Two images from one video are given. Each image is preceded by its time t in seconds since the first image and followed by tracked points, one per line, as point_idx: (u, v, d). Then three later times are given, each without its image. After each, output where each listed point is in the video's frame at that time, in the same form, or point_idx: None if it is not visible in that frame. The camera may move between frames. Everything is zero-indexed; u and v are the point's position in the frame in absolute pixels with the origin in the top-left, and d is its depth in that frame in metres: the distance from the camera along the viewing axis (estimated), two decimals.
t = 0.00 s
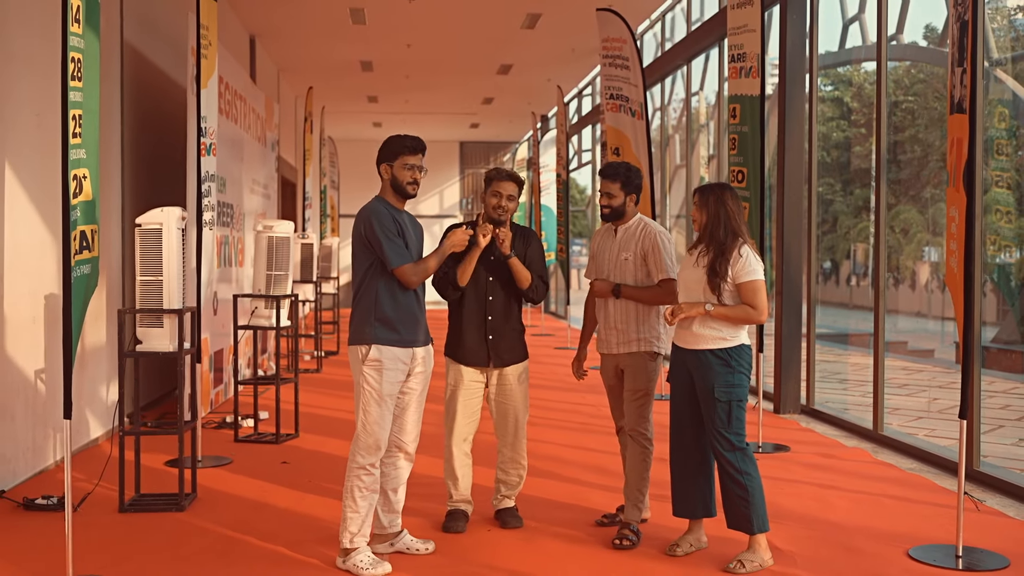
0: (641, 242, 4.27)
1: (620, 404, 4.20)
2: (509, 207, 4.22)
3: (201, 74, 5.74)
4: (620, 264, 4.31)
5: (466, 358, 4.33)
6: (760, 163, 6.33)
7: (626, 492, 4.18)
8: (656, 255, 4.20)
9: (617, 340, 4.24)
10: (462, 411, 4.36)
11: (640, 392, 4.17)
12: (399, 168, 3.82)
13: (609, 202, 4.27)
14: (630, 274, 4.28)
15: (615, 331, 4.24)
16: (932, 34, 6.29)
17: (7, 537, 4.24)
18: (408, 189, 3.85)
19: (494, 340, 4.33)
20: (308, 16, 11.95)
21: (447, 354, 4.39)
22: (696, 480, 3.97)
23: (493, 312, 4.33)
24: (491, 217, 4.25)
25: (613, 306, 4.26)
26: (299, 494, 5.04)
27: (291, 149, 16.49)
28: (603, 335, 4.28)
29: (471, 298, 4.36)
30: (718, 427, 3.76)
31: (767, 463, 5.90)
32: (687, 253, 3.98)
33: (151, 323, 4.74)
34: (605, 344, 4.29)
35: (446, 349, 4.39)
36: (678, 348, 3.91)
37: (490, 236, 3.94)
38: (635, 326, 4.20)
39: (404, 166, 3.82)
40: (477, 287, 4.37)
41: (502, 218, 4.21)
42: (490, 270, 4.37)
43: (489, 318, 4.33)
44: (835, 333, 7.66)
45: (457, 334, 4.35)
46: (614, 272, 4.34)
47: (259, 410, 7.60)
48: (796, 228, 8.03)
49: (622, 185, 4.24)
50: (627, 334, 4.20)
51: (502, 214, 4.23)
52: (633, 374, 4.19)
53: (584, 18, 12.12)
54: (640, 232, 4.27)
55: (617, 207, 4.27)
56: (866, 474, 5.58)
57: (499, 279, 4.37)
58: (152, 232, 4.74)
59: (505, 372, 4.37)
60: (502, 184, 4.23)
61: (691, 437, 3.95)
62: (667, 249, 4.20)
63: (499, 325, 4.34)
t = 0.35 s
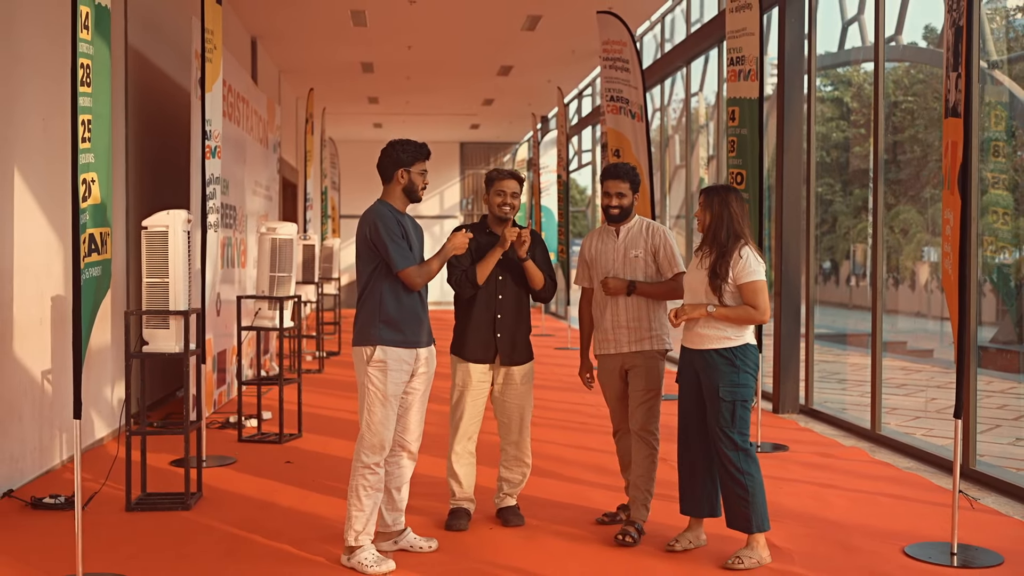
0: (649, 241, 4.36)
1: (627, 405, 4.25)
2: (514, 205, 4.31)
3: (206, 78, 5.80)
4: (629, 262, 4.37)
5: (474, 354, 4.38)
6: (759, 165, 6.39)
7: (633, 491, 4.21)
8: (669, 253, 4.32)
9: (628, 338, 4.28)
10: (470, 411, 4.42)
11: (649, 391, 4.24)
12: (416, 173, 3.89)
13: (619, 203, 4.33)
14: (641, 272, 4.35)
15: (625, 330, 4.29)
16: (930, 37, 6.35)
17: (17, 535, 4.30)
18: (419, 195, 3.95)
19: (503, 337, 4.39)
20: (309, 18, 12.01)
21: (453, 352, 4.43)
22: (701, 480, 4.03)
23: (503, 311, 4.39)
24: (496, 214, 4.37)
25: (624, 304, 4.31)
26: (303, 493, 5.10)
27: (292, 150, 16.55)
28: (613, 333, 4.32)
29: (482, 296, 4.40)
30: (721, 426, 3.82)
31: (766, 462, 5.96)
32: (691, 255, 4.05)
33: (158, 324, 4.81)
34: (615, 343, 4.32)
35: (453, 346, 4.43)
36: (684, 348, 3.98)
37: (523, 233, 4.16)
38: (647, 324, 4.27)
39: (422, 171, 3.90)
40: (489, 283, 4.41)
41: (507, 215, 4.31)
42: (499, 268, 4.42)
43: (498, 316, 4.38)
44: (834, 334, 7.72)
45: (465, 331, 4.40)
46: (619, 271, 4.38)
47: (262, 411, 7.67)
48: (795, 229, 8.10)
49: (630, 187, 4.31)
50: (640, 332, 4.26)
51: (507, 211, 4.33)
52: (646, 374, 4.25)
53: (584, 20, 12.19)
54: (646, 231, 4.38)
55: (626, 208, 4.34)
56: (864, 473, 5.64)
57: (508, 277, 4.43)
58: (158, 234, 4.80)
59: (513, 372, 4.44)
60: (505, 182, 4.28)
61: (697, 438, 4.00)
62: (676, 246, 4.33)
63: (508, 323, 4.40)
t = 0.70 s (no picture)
0: (648, 241, 4.43)
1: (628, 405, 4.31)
2: (509, 202, 4.38)
3: (209, 80, 5.85)
4: (629, 263, 4.43)
5: (479, 354, 4.46)
6: (756, 166, 6.44)
7: (632, 491, 4.25)
8: (669, 253, 4.39)
9: (630, 338, 4.34)
10: (473, 410, 4.49)
11: (649, 391, 4.29)
12: (415, 175, 3.96)
13: (617, 204, 4.37)
14: (641, 272, 4.41)
15: (627, 329, 4.34)
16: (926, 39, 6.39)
17: (22, 533, 4.36)
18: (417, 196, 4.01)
19: (507, 335, 4.45)
20: (309, 19, 12.07)
21: (458, 352, 4.50)
22: (704, 480, 4.08)
23: (506, 309, 4.45)
24: (491, 212, 4.44)
25: (625, 305, 4.36)
26: (304, 491, 5.16)
27: (292, 151, 16.61)
28: (613, 333, 4.37)
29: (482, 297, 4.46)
30: (722, 424, 3.90)
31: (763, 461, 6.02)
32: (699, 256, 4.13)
33: (161, 324, 4.87)
34: (617, 343, 4.37)
35: (459, 347, 4.50)
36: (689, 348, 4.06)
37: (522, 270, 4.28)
38: (648, 323, 4.33)
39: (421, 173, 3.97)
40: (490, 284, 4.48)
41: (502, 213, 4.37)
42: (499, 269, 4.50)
43: (502, 314, 4.44)
44: (831, 334, 7.78)
45: (469, 332, 4.47)
46: (619, 272, 4.44)
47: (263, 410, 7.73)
48: (793, 230, 8.17)
49: (626, 187, 4.36)
50: (641, 332, 4.32)
51: (502, 209, 4.40)
52: (646, 374, 4.31)
53: (583, 21, 12.25)
54: (644, 231, 4.45)
55: (623, 209, 4.38)
56: (860, 472, 5.70)
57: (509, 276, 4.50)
58: (161, 236, 4.86)
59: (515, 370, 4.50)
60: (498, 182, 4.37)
61: (700, 437, 4.07)
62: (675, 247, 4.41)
63: (512, 321, 4.46)
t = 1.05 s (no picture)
0: (644, 242, 4.50)
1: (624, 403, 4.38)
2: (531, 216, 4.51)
3: (210, 82, 5.91)
4: (624, 263, 4.49)
5: (474, 355, 4.53)
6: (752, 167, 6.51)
7: (627, 487, 4.35)
8: (665, 253, 4.46)
9: (626, 337, 4.41)
10: (468, 409, 4.55)
11: (645, 389, 4.36)
12: (405, 176, 4.02)
13: (612, 205, 4.44)
14: (637, 272, 4.48)
15: (622, 328, 4.41)
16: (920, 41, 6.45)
17: (27, 529, 4.43)
18: (411, 197, 4.04)
19: (501, 339, 4.54)
20: (309, 21, 12.14)
21: (454, 353, 4.57)
22: (703, 479, 4.15)
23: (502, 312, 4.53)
24: (511, 221, 4.53)
25: (621, 305, 4.42)
26: (304, 488, 5.23)
27: (292, 152, 16.68)
28: (610, 333, 4.44)
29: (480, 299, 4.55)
30: (721, 424, 3.97)
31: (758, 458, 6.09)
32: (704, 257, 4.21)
33: (163, 324, 4.94)
34: (613, 343, 4.44)
35: (454, 348, 4.57)
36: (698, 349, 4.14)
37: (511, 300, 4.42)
38: (643, 323, 4.40)
39: (409, 174, 4.02)
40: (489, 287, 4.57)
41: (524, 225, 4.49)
42: (500, 272, 4.58)
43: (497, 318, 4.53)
44: (827, 333, 7.85)
45: (465, 333, 4.55)
46: (615, 273, 4.51)
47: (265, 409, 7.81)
48: (788, 230, 8.24)
49: (621, 188, 4.42)
50: (636, 331, 4.39)
51: (524, 222, 4.51)
52: (641, 372, 4.37)
53: (581, 23, 12.32)
54: (640, 232, 4.52)
55: (619, 210, 4.46)
56: (854, 469, 5.77)
57: (508, 281, 4.59)
58: (163, 237, 4.93)
59: (510, 370, 4.57)
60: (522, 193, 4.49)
61: (701, 436, 4.14)
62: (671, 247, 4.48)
63: (507, 326, 4.54)
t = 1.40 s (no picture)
0: (636, 243, 4.58)
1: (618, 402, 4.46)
2: (506, 205, 4.55)
3: (211, 85, 5.98)
4: (616, 264, 4.58)
5: (477, 351, 4.62)
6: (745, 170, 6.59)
7: (621, 484, 4.42)
8: (656, 254, 4.53)
9: (618, 337, 4.49)
10: (470, 405, 4.64)
11: (640, 388, 4.44)
12: (403, 178, 4.10)
13: (604, 207, 4.53)
14: (628, 273, 4.55)
15: (614, 329, 4.49)
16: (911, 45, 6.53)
17: (31, 525, 4.51)
18: (409, 200, 4.12)
19: (505, 335, 4.62)
20: (308, 22, 12.21)
21: (457, 351, 4.66)
22: (699, 477, 4.23)
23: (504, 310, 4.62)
24: (489, 218, 4.61)
25: (613, 305, 4.50)
26: (304, 485, 5.32)
27: (291, 152, 16.75)
28: (603, 333, 4.52)
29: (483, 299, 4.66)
30: (721, 423, 4.04)
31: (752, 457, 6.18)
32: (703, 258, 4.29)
33: (165, 324, 5.01)
34: (606, 343, 4.52)
35: (458, 346, 4.67)
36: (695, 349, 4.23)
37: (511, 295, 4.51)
38: (635, 323, 4.47)
39: (408, 177, 4.09)
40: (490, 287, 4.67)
41: (500, 216, 4.54)
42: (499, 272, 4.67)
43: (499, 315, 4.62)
44: (821, 333, 7.93)
45: (468, 332, 4.65)
46: (607, 274, 4.59)
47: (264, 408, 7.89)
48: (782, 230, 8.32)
49: (612, 189, 4.51)
50: (628, 331, 4.47)
51: (500, 212, 4.56)
52: (633, 371, 4.45)
53: (579, 25, 12.40)
54: (632, 234, 4.60)
55: (611, 212, 4.55)
56: (846, 467, 5.86)
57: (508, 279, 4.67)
58: (165, 238, 5.02)
59: (511, 369, 4.65)
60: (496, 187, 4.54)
61: (697, 434, 4.20)
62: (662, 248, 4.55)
63: (510, 322, 4.62)
